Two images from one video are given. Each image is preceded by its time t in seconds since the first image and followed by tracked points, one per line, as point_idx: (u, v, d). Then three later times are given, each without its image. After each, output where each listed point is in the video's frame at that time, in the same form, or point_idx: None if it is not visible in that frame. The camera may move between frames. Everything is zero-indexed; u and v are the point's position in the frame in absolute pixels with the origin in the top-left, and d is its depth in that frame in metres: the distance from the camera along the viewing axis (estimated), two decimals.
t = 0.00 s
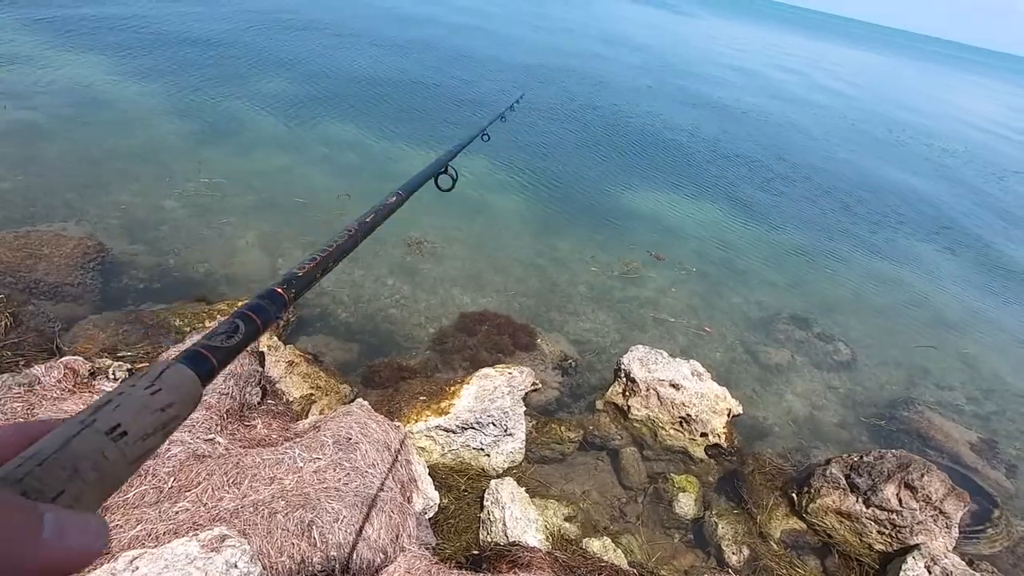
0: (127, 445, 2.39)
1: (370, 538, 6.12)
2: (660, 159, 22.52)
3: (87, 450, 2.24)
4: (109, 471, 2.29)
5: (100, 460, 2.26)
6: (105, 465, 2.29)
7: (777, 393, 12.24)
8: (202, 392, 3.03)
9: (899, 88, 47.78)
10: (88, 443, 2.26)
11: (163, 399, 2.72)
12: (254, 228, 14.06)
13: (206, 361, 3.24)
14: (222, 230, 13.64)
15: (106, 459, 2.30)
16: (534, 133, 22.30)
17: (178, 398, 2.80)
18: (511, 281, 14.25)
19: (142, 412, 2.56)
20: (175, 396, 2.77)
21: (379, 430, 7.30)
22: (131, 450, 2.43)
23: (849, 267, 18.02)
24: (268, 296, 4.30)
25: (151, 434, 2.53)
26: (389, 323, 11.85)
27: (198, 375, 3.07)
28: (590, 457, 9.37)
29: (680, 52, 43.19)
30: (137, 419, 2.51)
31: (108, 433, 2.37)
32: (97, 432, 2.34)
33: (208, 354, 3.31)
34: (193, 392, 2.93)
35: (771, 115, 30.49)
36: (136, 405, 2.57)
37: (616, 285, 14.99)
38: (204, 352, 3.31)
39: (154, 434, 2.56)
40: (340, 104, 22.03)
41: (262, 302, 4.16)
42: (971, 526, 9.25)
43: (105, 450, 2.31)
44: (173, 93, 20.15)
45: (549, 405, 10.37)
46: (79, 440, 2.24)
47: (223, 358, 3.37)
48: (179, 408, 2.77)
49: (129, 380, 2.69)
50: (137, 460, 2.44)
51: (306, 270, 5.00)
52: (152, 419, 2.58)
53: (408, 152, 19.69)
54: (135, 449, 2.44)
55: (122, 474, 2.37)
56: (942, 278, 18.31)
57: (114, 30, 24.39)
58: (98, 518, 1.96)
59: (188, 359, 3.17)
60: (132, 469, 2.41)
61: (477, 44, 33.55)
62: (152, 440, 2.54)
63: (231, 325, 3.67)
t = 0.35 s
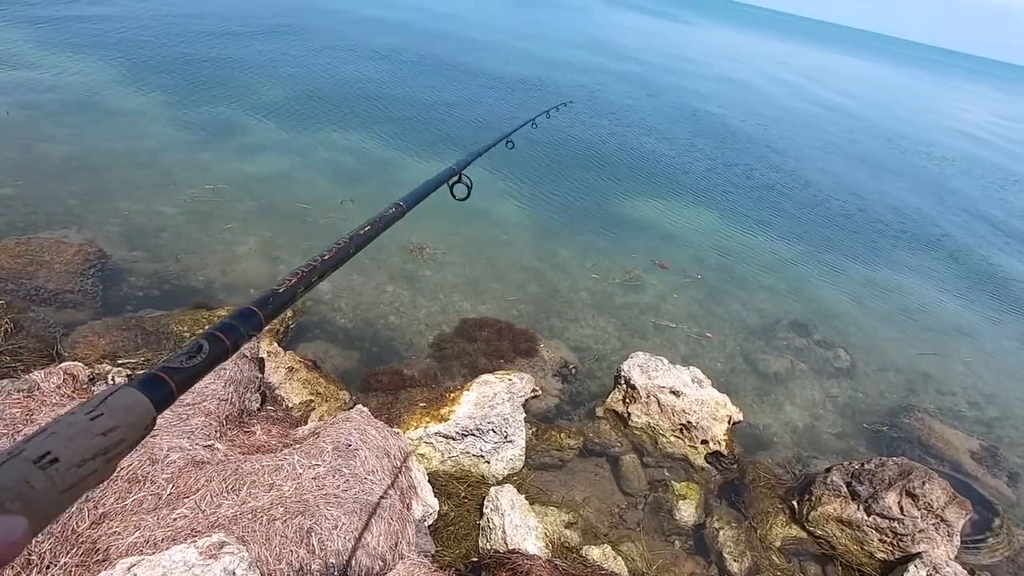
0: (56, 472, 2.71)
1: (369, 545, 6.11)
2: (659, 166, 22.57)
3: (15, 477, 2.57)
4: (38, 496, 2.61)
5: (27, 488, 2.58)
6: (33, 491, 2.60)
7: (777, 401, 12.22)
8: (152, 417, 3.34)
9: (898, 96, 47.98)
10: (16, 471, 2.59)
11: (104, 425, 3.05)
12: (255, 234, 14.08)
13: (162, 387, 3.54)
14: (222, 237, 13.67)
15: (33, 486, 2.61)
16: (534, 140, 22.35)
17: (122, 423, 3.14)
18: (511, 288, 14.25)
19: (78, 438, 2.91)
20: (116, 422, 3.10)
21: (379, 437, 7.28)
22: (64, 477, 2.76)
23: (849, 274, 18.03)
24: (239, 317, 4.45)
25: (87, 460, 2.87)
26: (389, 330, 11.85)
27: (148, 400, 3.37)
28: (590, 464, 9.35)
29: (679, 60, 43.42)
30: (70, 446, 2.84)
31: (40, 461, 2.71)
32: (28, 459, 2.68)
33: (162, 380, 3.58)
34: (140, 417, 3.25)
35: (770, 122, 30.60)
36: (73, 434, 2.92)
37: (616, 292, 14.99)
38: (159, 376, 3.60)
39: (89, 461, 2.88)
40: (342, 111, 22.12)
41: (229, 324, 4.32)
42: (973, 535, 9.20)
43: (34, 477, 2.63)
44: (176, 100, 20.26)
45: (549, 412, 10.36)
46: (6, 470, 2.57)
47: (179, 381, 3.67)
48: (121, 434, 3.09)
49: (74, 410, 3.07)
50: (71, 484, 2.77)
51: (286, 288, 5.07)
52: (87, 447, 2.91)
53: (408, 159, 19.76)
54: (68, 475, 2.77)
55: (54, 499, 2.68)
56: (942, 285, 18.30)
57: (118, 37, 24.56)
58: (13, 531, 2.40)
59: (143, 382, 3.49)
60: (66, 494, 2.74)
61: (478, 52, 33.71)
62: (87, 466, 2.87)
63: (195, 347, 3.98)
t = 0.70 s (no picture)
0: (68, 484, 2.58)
1: (367, 546, 6.10)
2: (659, 169, 22.60)
3: (32, 486, 2.45)
4: (54, 505, 2.49)
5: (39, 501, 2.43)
6: (49, 501, 2.48)
7: (776, 403, 12.23)
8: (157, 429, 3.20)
9: (897, 99, 48.10)
10: (29, 484, 2.45)
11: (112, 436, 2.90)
12: (255, 235, 14.08)
13: (160, 401, 3.31)
14: (222, 238, 13.68)
15: (51, 494, 2.50)
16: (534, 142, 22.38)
17: (127, 435, 2.97)
18: (511, 290, 14.24)
19: (86, 451, 2.75)
20: (122, 434, 2.93)
21: (377, 438, 7.28)
22: (77, 486, 2.63)
23: (848, 276, 18.04)
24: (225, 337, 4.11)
25: (97, 471, 2.72)
26: (389, 331, 11.86)
27: (149, 413, 3.18)
28: (589, 466, 9.34)
29: (679, 63, 43.52)
30: (79, 459, 2.69)
31: (55, 471, 2.58)
32: (43, 469, 2.55)
33: (162, 395, 3.35)
34: (143, 430, 3.06)
35: (769, 125, 30.66)
36: (82, 445, 2.77)
37: (616, 293, 15.00)
38: (157, 392, 3.36)
39: (100, 471, 2.75)
40: (343, 113, 22.14)
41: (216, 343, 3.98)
42: (972, 537, 9.20)
43: (49, 487, 2.51)
44: (177, 101, 20.31)
45: (549, 413, 10.35)
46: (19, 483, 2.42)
47: (179, 396, 3.44)
48: (128, 445, 2.93)
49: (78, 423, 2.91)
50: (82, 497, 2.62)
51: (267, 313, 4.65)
52: (97, 457, 2.76)
53: (408, 160, 19.77)
54: (79, 488, 2.62)
55: (68, 509, 2.55)
56: (943, 288, 18.31)
57: (120, 39, 24.62)
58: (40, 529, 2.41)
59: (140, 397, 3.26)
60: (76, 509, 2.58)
61: (478, 54, 33.78)
62: (97, 478, 2.72)
63: (188, 366, 3.69)
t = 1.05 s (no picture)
0: (115, 448, 2.54)
1: (368, 536, 6.12)
2: (661, 163, 22.54)
3: (72, 453, 2.42)
4: (96, 476, 2.46)
5: (83, 465, 2.42)
6: (90, 471, 2.44)
7: (777, 397, 12.22)
8: (218, 387, 3.27)
9: (901, 95, 47.85)
10: (73, 444, 2.44)
11: (168, 397, 2.91)
12: (256, 226, 14.07)
13: (227, 353, 3.50)
14: (223, 228, 13.67)
15: (90, 464, 2.45)
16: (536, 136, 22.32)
17: (185, 393, 3.01)
18: (512, 283, 14.23)
19: (141, 410, 2.74)
20: (180, 394, 2.96)
21: (379, 429, 7.29)
22: (122, 454, 2.58)
23: (850, 273, 18.02)
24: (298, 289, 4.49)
25: (149, 435, 2.70)
26: (390, 323, 11.86)
27: (210, 369, 3.27)
28: (589, 459, 9.35)
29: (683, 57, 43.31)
30: (132, 420, 2.66)
31: (100, 434, 2.54)
32: (87, 432, 2.51)
33: (229, 344, 3.57)
34: (201, 387, 3.12)
35: (773, 120, 30.54)
36: (136, 404, 2.74)
37: (617, 287, 15.00)
38: (224, 339, 3.58)
39: (152, 435, 2.72)
40: (345, 105, 22.07)
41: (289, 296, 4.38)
42: (971, 533, 9.21)
43: (89, 456, 2.46)
44: (178, 92, 20.24)
45: (549, 406, 10.37)
46: (63, 444, 2.42)
47: (243, 346, 3.66)
48: (186, 405, 2.97)
49: (136, 375, 2.93)
50: (132, 461, 2.61)
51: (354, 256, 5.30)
52: (151, 419, 2.75)
53: (410, 152, 19.73)
54: (128, 452, 2.60)
55: (110, 480, 2.52)
56: (945, 286, 18.28)
57: (122, 30, 24.51)
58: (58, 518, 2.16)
59: (209, 348, 3.45)
60: (123, 472, 2.57)
61: (480, 47, 33.64)
62: (149, 442, 2.70)
63: (263, 312, 4.04)
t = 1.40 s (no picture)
0: (71, 423, 2.62)
1: (364, 535, 6.10)
2: (660, 160, 22.52)
3: (30, 428, 2.46)
4: (55, 449, 2.53)
5: (43, 441, 2.48)
6: (48, 446, 2.51)
7: (775, 394, 12.21)
8: (158, 366, 3.34)
9: (901, 92, 47.71)
10: (34, 421, 2.49)
11: (115, 376, 3.00)
12: (253, 224, 14.03)
13: (167, 335, 3.61)
14: (220, 226, 13.63)
15: (49, 438, 2.51)
16: (534, 132, 22.23)
17: (130, 374, 3.09)
18: (509, 280, 14.20)
19: (90, 389, 2.83)
20: (124, 373, 3.04)
21: (375, 428, 7.27)
22: (76, 428, 2.67)
23: (848, 270, 18.00)
24: (235, 270, 4.70)
25: (99, 412, 2.80)
26: (387, 321, 11.83)
27: (151, 349, 3.36)
28: (586, 457, 9.34)
29: (682, 53, 43.16)
30: (83, 398, 2.75)
31: (55, 412, 2.60)
32: (43, 410, 2.56)
33: (169, 327, 3.69)
34: (144, 369, 3.20)
35: (771, 117, 30.44)
36: (86, 382, 2.83)
37: (615, 285, 14.98)
38: (163, 324, 3.69)
39: (103, 413, 2.82)
40: (342, 102, 21.99)
41: (227, 277, 4.57)
42: (968, 530, 9.22)
43: (48, 430, 2.52)
44: (176, 89, 20.17)
45: (547, 405, 10.35)
46: (24, 420, 2.45)
47: (182, 331, 3.76)
48: (131, 385, 3.06)
49: (80, 358, 2.98)
50: (86, 437, 2.69)
51: (281, 240, 5.41)
52: (101, 398, 2.84)
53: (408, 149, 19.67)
54: (81, 427, 2.68)
55: (67, 453, 2.60)
56: (942, 282, 18.28)
57: (118, 26, 24.39)
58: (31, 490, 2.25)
59: (149, 331, 3.55)
60: (80, 446, 2.66)
61: (479, 43, 33.53)
62: (99, 419, 2.79)
63: (198, 298, 4.15)
